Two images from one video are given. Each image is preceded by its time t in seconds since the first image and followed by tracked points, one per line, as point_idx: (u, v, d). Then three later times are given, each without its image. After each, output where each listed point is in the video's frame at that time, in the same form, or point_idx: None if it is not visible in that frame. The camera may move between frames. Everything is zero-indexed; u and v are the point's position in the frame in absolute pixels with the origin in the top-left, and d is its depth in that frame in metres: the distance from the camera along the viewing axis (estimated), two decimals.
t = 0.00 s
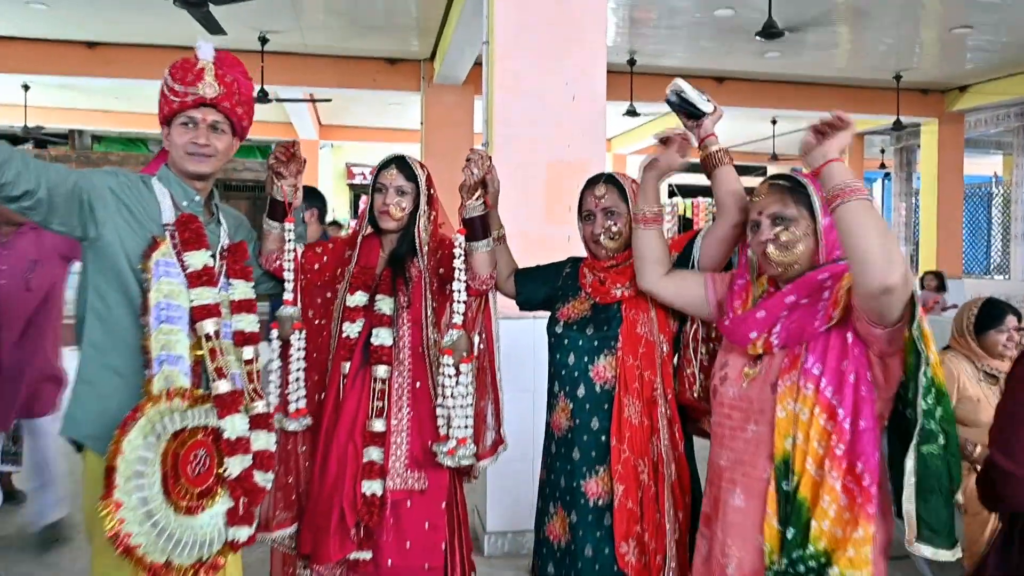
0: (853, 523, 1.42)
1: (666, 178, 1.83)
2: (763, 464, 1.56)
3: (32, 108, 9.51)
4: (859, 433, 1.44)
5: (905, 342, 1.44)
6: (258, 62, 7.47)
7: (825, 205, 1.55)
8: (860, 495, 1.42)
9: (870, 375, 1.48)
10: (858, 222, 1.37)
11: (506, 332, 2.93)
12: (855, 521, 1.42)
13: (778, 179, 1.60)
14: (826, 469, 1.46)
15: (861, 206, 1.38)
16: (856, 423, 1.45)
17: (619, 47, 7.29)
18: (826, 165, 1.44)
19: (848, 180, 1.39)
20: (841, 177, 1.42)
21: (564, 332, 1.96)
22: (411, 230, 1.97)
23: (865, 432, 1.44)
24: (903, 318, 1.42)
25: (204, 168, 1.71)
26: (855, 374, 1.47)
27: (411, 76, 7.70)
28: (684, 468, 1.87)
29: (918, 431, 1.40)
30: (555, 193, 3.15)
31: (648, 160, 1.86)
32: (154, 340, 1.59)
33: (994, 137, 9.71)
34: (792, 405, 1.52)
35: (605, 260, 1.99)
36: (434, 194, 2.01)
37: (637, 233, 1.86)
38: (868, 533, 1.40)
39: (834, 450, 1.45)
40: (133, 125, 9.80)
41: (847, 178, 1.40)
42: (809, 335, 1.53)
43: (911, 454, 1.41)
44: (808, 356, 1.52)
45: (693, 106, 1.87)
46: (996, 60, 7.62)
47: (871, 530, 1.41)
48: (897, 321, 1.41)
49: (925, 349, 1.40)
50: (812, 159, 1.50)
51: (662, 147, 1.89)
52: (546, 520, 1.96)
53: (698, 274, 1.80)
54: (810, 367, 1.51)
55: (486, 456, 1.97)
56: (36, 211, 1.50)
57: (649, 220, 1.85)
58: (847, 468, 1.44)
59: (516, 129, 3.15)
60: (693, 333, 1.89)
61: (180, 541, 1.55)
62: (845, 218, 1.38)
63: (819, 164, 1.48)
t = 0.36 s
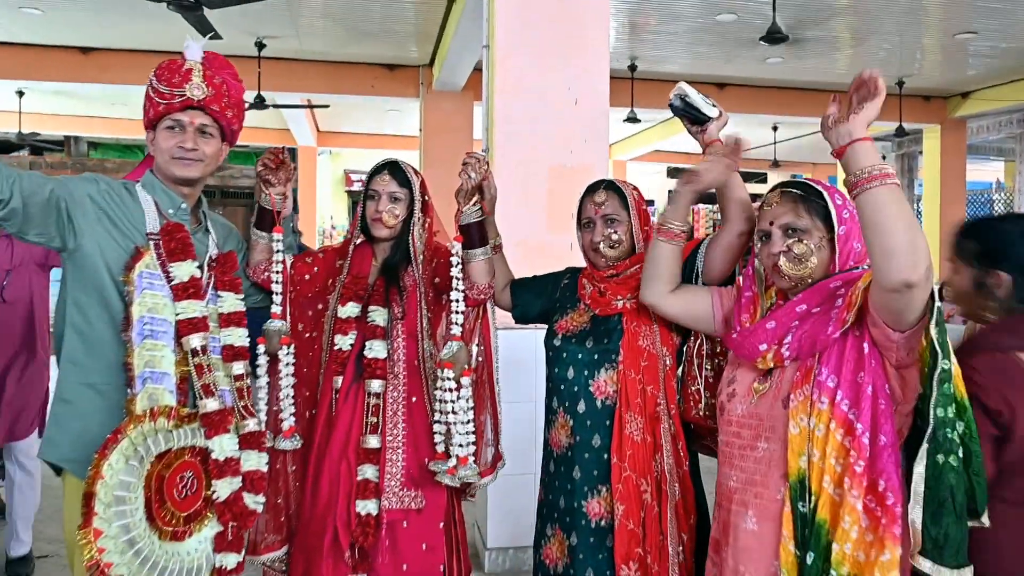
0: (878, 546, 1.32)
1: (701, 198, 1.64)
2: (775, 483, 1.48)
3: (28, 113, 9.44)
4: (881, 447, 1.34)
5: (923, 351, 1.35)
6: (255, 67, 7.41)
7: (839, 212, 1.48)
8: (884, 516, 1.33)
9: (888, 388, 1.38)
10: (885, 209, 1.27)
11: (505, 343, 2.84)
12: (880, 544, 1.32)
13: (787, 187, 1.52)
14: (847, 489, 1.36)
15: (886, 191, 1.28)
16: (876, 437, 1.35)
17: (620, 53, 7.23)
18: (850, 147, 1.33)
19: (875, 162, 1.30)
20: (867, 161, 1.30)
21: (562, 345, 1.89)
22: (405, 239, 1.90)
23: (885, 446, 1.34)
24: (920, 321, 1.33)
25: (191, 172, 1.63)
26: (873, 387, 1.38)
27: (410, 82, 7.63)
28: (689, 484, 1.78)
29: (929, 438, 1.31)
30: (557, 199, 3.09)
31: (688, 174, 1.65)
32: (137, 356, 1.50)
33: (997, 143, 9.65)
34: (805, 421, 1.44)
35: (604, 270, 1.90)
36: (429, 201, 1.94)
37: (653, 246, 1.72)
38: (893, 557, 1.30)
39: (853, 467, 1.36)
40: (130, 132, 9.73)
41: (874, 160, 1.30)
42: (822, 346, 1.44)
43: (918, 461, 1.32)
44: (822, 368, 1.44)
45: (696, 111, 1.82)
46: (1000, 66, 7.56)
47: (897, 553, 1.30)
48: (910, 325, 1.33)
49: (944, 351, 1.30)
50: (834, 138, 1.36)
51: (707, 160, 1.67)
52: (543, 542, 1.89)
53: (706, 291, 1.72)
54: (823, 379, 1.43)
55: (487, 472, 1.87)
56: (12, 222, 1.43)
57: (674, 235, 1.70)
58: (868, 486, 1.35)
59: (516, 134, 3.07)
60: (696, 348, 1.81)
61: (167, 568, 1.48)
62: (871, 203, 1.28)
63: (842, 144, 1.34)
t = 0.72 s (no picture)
0: (873, 557, 1.30)
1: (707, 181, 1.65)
2: (770, 493, 1.45)
3: (28, 119, 9.40)
4: (876, 458, 1.32)
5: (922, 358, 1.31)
6: (254, 71, 7.38)
7: (839, 215, 1.44)
8: (880, 526, 1.30)
9: (885, 396, 1.35)
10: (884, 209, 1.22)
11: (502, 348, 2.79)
12: (875, 556, 1.29)
13: (785, 189, 1.48)
14: (843, 501, 1.33)
15: (886, 190, 1.23)
16: (873, 448, 1.32)
17: (620, 54, 7.19)
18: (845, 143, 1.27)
19: (871, 161, 1.24)
20: (864, 159, 1.25)
21: (561, 352, 1.84)
22: (398, 244, 1.86)
23: (881, 457, 1.32)
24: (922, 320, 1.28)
25: (177, 177, 1.58)
26: (870, 395, 1.35)
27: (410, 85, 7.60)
28: (692, 496, 1.74)
29: (920, 446, 1.27)
30: (557, 203, 3.04)
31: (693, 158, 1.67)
32: (120, 369, 1.45)
33: (1002, 144, 9.58)
34: (801, 428, 1.41)
35: (603, 275, 1.85)
36: (423, 205, 1.89)
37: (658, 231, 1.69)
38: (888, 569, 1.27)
39: (849, 477, 1.33)
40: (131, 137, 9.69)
41: (869, 158, 1.25)
42: (819, 352, 1.41)
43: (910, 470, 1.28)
44: (818, 376, 1.41)
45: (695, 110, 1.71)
46: (1004, 66, 7.50)
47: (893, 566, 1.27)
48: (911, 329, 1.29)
49: (941, 357, 1.26)
50: (828, 132, 1.29)
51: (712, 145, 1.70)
52: (543, 555, 1.84)
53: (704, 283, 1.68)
54: (820, 388, 1.39)
55: (484, 483, 1.82)
56: None
57: (679, 222, 1.67)
58: (864, 497, 1.32)
59: (516, 136, 3.02)
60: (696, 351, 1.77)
61: None
62: (868, 203, 1.23)
63: (838, 140, 1.28)
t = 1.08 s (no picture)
0: (868, 562, 1.29)
1: (683, 187, 1.68)
2: (764, 495, 1.46)
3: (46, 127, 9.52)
4: (870, 459, 1.32)
5: (920, 356, 1.32)
6: (262, 75, 7.45)
7: (832, 213, 1.44)
8: (874, 531, 1.29)
9: (881, 396, 1.35)
10: (880, 205, 1.22)
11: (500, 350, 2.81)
12: (870, 561, 1.29)
13: (777, 187, 1.49)
14: (837, 502, 1.33)
15: (880, 189, 1.22)
16: (866, 448, 1.32)
17: (627, 51, 7.19)
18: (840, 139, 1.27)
19: (865, 158, 1.23)
20: (857, 156, 1.24)
21: (557, 353, 1.86)
22: (395, 245, 1.88)
23: (875, 459, 1.31)
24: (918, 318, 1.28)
25: (179, 180, 1.61)
26: (865, 395, 1.35)
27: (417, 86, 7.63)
28: (691, 496, 1.74)
29: (918, 445, 1.29)
30: (559, 202, 3.05)
31: (669, 165, 1.70)
32: (126, 368, 1.49)
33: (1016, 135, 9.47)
34: (792, 430, 1.42)
35: (599, 274, 1.88)
36: (422, 207, 1.93)
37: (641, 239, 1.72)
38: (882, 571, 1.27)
39: (844, 480, 1.32)
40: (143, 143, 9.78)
41: (864, 155, 1.24)
42: (810, 351, 1.43)
43: (906, 471, 1.30)
44: (809, 376, 1.42)
45: (689, 108, 1.70)
46: (1016, 54, 7.43)
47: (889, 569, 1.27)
48: (908, 325, 1.28)
49: (938, 357, 1.28)
50: (820, 129, 1.29)
51: (687, 148, 1.73)
52: (542, 557, 1.85)
53: (696, 290, 1.70)
54: (812, 388, 1.40)
55: (482, 483, 1.85)
56: None
57: (661, 230, 1.71)
58: (858, 499, 1.32)
59: (518, 136, 3.04)
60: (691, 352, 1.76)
61: None
62: (864, 201, 1.22)
63: (830, 135, 1.28)
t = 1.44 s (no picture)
0: (863, 570, 1.30)
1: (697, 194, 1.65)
2: (757, 499, 1.46)
3: (69, 135, 9.63)
4: (866, 465, 1.32)
5: (918, 362, 1.31)
6: (271, 81, 7.52)
7: (829, 217, 1.46)
8: (870, 538, 1.30)
9: (878, 402, 1.35)
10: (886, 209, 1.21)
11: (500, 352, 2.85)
12: (864, 567, 1.30)
13: (772, 192, 1.50)
14: (832, 507, 1.33)
15: (884, 190, 1.21)
16: (862, 455, 1.33)
17: (635, 51, 7.20)
18: (847, 137, 1.25)
19: (872, 158, 1.23)
20: (863, 157, 1.23)
21: (555, 355, 1.88)
22: (395, 248, 1.92)
23: (875, 465, 1.31)
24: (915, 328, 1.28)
25: (185, 187, 1.65)
26: (861, 401, 1.35)
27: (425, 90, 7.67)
28: (690, 499, 1.75)
29: (925, 457, 1.30)
30: (561, 203, 3.08)
31: (685, 170, 1.66)
32: (136, 368, 1.52)
33: None
34: (787, 436, 1.42)
35: (598, 277, 1.90)
36: (419, 210, 1.96)
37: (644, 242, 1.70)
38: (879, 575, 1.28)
39: (838, 486, 1.33)
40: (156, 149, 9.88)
41: (870, 155, 1.23)
42: (806, 354, 1.42)
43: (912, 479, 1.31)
44: (804, 381, 1.42)
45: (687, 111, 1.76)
46: None
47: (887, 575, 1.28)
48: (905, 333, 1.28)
49: (939, 364, 1.29)
50: (826, 128, 1.27)
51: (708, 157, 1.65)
52: (539, 558, 1.88)
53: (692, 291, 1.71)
54: (808, 393, 1.40)
55: (476, 482, 1.89)
56: (11, 240, 1.46)
57: (667, 233, 1.68)
58: (854, 505, 1.32)
59: (521, 138, 3.07)
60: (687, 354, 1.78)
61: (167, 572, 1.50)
62: (871, 202, 1.21)
63: (836, 135, 1.26)
